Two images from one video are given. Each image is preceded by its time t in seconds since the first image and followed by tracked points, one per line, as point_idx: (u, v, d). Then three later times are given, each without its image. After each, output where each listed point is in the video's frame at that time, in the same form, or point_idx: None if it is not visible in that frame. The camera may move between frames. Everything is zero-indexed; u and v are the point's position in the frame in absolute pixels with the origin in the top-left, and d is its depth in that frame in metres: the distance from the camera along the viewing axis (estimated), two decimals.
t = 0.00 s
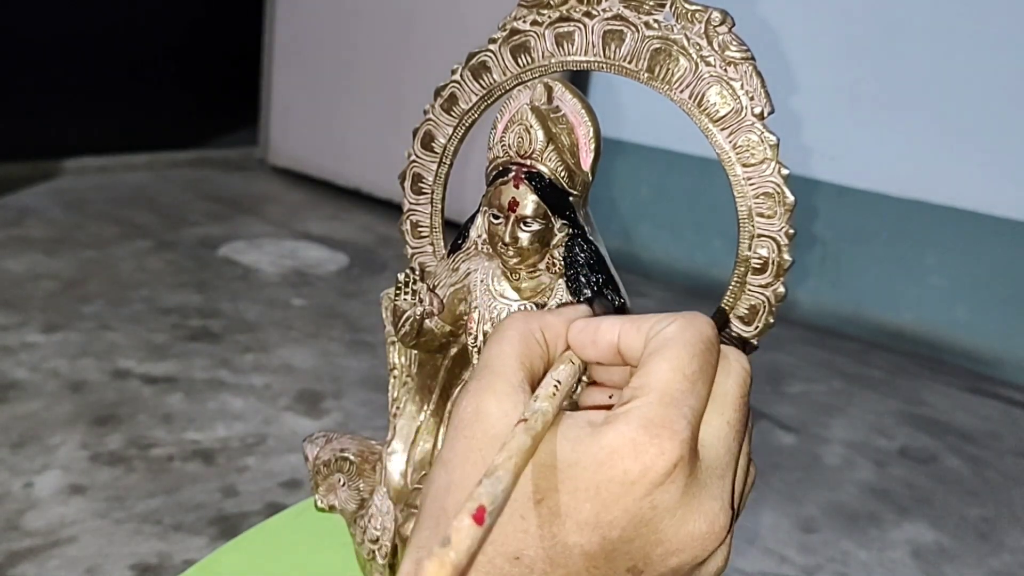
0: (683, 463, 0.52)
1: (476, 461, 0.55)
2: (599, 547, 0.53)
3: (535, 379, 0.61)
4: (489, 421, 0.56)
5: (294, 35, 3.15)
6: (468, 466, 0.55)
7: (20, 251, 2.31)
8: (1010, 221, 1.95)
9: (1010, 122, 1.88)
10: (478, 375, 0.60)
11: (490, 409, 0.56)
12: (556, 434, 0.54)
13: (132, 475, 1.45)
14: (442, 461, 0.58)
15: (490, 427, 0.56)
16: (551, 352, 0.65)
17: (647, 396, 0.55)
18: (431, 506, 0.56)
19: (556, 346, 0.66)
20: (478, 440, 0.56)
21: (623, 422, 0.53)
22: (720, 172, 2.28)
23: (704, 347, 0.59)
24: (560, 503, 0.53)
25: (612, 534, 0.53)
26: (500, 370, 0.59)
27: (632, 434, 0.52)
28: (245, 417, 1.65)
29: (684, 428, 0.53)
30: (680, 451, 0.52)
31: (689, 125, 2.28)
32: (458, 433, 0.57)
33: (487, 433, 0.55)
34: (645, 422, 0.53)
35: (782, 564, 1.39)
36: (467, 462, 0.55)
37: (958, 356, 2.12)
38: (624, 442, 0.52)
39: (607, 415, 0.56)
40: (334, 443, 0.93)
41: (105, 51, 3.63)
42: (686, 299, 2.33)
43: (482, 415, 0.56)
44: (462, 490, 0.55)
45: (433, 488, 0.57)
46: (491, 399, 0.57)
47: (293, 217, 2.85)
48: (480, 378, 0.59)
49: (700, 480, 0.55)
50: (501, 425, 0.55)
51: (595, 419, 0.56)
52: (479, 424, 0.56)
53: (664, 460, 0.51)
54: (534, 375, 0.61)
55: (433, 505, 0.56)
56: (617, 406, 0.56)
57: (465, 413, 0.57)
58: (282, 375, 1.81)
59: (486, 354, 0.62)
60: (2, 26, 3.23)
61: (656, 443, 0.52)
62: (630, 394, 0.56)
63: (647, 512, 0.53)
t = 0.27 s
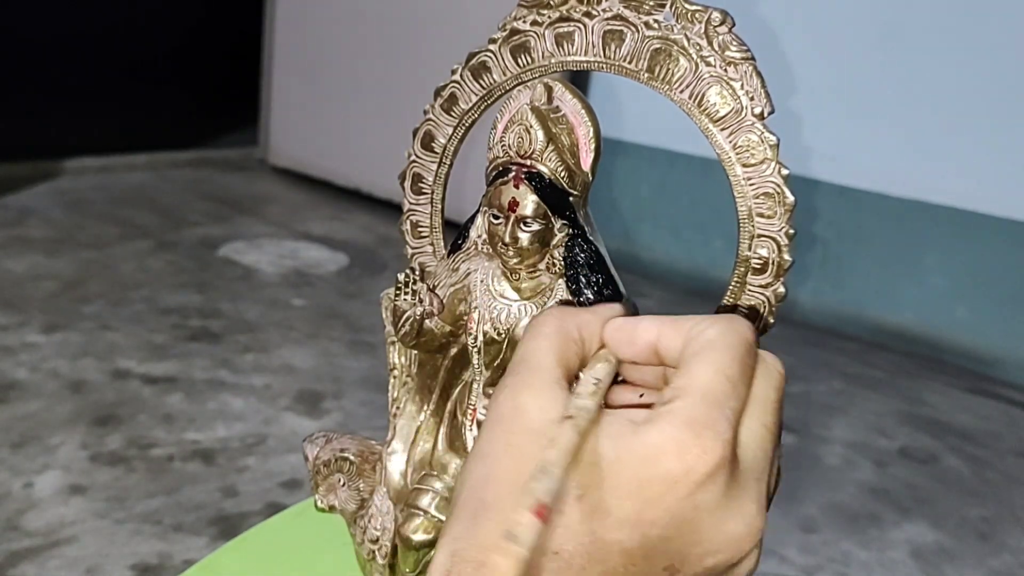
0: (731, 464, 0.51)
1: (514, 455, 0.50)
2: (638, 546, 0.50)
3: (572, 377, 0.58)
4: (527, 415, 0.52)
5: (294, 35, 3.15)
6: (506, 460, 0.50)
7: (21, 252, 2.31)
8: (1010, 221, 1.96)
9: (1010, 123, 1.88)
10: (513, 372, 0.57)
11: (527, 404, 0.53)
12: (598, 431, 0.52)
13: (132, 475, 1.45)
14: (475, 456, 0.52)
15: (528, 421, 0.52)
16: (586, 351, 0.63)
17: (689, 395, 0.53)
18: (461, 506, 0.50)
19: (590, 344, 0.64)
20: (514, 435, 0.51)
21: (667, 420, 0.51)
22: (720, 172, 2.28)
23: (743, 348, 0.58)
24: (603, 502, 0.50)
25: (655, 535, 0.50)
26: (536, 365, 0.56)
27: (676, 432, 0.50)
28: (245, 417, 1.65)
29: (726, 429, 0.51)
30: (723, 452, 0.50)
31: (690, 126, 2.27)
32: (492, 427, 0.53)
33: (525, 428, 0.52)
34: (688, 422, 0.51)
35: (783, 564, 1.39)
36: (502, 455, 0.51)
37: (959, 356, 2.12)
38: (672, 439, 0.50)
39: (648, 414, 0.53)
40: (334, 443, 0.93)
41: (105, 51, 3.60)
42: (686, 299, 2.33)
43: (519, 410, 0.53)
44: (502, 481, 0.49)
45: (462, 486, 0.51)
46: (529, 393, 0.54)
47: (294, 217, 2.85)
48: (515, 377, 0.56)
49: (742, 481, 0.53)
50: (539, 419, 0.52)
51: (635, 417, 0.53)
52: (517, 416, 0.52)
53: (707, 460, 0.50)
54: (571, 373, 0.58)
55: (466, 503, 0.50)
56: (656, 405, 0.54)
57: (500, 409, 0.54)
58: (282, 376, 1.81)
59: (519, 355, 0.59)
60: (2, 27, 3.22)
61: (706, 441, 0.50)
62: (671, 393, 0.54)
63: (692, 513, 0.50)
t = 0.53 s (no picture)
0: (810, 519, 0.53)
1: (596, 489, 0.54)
2: None
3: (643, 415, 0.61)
4: (607, 450, 0.55)
5: (294, 35, 3.15)
6: (587, 493, 0.54)
7: (21, 251, 2.31)
8: (1010, 220, 1.95)
9: (1010, 122, 1.88)
10: (588, 406, 0.59)
11: (608, 439, 0.56)
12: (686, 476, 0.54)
13: (132, 475, 1.45)
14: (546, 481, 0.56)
15: (607, 455, 0.55)
16: (653, 391, 0.65)
17: (774, 450, 0.56)
18: (536, 529, 0.54)
19: (656, 385, 0.65)
20: (595, 467, 0.55)
21: (753, 471, 0.54)
22: (720, 173, 2.28)
23: (814, 404, 0.60)
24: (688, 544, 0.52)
25: None
26: (614, 401, 0.59)
27: (764, 484, 0.53)
28: (245, 417, 1.65)
29: (810, 485, 0.54)
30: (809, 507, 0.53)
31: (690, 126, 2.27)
32: (568, 454, 0.56)
33: (606, 462, 0.55)
34: (776, 474, 0.53)
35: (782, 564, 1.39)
36: (582, 485, 0.54)
37: (959, 356, 2.12)
38: (754, 491, 0.53)
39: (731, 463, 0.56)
40: (334, 443, 0.93)
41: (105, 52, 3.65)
42: (686, 299, 2.33)
43: (601, 444, 0.56)
44: (583, 516, 0.53)
45: (535, 509, 0.55)
46: (610, 431, 0.56)
47: (294, 218, 2.85)
48: (592, 409, 0.59)
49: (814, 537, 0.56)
50: (621, 455, 0.55)
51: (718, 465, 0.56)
52: (599, 450, 0.56)
53: (795, 514, 0.52)
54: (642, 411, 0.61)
55: (540, 525, 0.54)
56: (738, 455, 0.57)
57: (579, 438, 0.57)
58: (282, 375, 1.81)
59: (593, 386, 0.62)
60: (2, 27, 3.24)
61: (789, 495, 0.52)
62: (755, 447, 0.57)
63: (766, 562, 0.53)
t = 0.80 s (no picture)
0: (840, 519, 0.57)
1: (631, 492, 0.55)
2: None
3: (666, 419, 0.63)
4: (641, 452, 0.57)
5: (294, 35, 3.15)
6: (621, 496, 0.55)
7: (20, 252, 2.31)
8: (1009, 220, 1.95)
9: (1010, 122, 1.87)
10: (614, 409, 0.61)
11: (639, 443, 0.57)
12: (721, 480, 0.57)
13: (132, 475, 1.45)
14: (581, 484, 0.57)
15: (641, 460, 0.57)
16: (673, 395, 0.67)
17: (801, 455, 0.59)
18: (572, 534, 0.55)
19: (675, 387, 0.68)
20: (628, 471, 0.56)
21: (785, 473, 0.57)
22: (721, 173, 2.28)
23: (835, 410, 0.64)
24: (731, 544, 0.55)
25: None
26: (641, 406, 0.61)
27: (799, 486, 0.56)
28: (245, 417, 1.65)
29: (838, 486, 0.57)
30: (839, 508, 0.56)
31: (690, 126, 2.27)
32: (599, 457, 0.57)
33: (638, 466, 0.56)
34: (807, 476, 0.57)
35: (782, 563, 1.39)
36: (615, 488, 0.55)
37: (959, 356, 2.13)
38: (790, 492, 0.56)
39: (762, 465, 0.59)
40: (334, 443, 0.93)
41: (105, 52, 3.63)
42: (686, 300, 2.34)
43: (632, 448, 0.57)
44: (619, 519, 0.54)
45: (569, 514, 0.56)
46: (643, 434, 0.58)
47: (294, 218, 2.85)
48: (618, 415, 0.60)
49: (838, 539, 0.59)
50: (651, 459, 0.57)
51: (750, 468, 0.59)
52: (631, 452, 0.57)
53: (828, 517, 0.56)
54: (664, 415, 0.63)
55: (576, 530, 0.55)
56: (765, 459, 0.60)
57: (609, 443, 0.58)
58: (282, 376, 1.81)
59: (616, 390, 0.63)
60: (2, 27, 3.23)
61: (822, 497, 0.56)
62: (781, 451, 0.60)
63: (800, 561, 0.56)
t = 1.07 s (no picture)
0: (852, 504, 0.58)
1: (648, 480, 0.55)
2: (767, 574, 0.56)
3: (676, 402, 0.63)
4: (656, 440, 0.56)
5: (294, 35, 3.15)
6: (639, 484, 0.55)
7: (20, 252, 2.31)
8: (1009, 221, 1.95)
9: (1011, 123, 1.87)
10: (626, 396, 0.60)
11: (654, 430, 0.57)
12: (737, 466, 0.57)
13: (132, 475, 1.45)
14: (596, 474, 0.56)
15: (657, 448, 0.56)
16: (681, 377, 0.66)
17: (813, 440, 0.60)
18: (590, 524, 0.55)
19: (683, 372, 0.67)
20: (645, 458, 0.55)
21: (799, 459, 0.58)
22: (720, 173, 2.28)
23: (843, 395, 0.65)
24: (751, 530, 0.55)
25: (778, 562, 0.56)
26: (652, 392, 0.60)
27: (814, 472, 0.57)
28: (245, 417, 1.65)
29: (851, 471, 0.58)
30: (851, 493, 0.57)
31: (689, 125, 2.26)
32: (614, 446, 0.57)
33: (654, 452, 0.56)
34: (821, 462, 0.58)
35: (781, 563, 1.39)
36: (632, 476, 0.55)
37: (958, 356, 2.13)
38: (807, 479, 0.56)
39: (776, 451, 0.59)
40: (334, 443, 0.93)
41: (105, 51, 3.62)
42: (686, 300, 2.34)
43: (648, 435, 0.57)
44: (636, 509, 0.54)
45: (584, 502, 0.56)
46: (655, 421, 0.57)
47: (294, 218, 2.85)
48: (632, 402, 0.59)
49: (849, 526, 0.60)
50: (668, 446, 0.56)
51: (764, 453, 0.59)
52: (646, 440, 0.56)
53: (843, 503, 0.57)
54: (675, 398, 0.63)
55: (595, 521, 0.55)
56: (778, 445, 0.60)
57: (625, 430, 0.57)
58: (282, 376, 1.81)
59: (627, 376, 0.62)
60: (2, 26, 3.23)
61: (837, 482, 0.57)
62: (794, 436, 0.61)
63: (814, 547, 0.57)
